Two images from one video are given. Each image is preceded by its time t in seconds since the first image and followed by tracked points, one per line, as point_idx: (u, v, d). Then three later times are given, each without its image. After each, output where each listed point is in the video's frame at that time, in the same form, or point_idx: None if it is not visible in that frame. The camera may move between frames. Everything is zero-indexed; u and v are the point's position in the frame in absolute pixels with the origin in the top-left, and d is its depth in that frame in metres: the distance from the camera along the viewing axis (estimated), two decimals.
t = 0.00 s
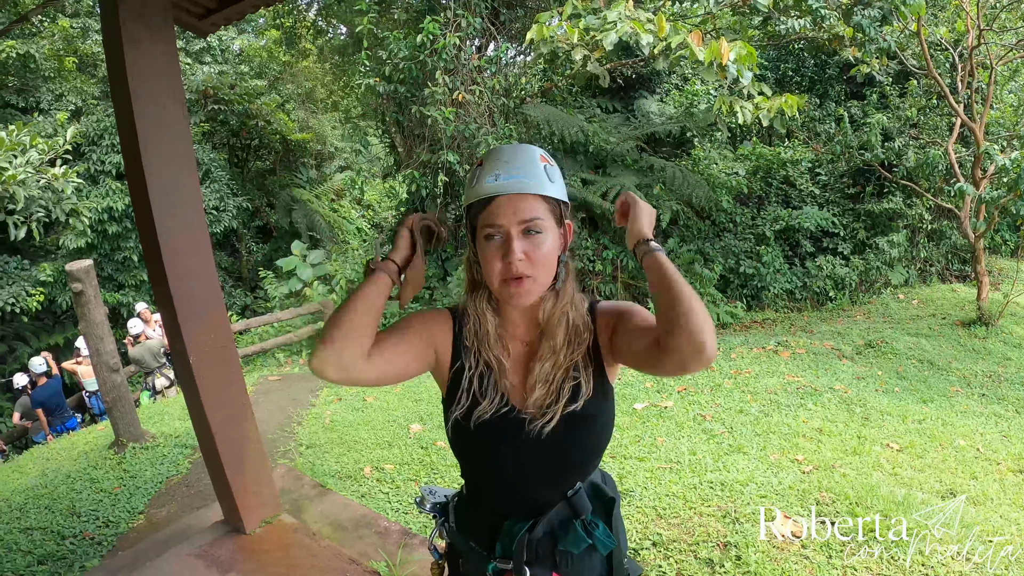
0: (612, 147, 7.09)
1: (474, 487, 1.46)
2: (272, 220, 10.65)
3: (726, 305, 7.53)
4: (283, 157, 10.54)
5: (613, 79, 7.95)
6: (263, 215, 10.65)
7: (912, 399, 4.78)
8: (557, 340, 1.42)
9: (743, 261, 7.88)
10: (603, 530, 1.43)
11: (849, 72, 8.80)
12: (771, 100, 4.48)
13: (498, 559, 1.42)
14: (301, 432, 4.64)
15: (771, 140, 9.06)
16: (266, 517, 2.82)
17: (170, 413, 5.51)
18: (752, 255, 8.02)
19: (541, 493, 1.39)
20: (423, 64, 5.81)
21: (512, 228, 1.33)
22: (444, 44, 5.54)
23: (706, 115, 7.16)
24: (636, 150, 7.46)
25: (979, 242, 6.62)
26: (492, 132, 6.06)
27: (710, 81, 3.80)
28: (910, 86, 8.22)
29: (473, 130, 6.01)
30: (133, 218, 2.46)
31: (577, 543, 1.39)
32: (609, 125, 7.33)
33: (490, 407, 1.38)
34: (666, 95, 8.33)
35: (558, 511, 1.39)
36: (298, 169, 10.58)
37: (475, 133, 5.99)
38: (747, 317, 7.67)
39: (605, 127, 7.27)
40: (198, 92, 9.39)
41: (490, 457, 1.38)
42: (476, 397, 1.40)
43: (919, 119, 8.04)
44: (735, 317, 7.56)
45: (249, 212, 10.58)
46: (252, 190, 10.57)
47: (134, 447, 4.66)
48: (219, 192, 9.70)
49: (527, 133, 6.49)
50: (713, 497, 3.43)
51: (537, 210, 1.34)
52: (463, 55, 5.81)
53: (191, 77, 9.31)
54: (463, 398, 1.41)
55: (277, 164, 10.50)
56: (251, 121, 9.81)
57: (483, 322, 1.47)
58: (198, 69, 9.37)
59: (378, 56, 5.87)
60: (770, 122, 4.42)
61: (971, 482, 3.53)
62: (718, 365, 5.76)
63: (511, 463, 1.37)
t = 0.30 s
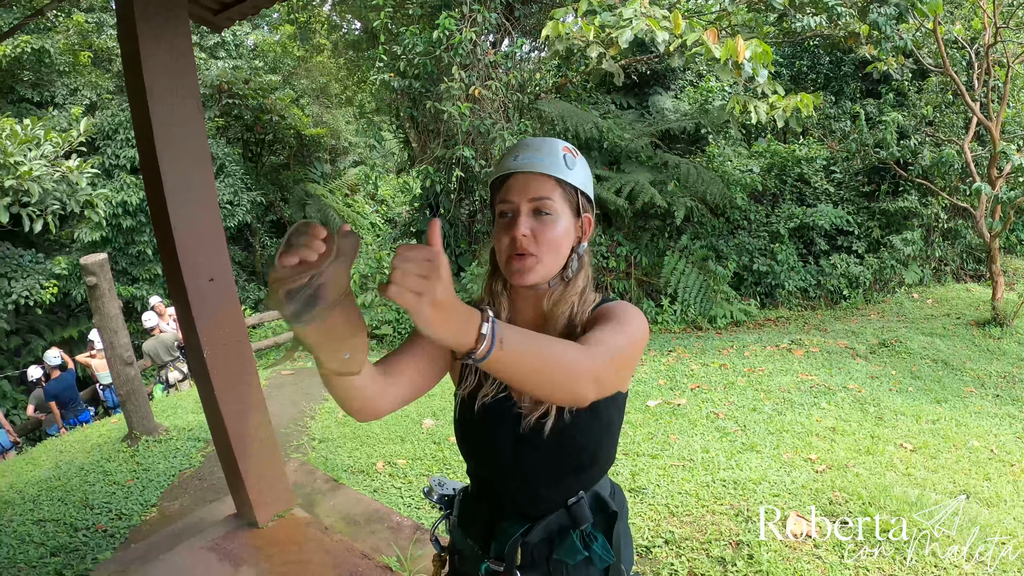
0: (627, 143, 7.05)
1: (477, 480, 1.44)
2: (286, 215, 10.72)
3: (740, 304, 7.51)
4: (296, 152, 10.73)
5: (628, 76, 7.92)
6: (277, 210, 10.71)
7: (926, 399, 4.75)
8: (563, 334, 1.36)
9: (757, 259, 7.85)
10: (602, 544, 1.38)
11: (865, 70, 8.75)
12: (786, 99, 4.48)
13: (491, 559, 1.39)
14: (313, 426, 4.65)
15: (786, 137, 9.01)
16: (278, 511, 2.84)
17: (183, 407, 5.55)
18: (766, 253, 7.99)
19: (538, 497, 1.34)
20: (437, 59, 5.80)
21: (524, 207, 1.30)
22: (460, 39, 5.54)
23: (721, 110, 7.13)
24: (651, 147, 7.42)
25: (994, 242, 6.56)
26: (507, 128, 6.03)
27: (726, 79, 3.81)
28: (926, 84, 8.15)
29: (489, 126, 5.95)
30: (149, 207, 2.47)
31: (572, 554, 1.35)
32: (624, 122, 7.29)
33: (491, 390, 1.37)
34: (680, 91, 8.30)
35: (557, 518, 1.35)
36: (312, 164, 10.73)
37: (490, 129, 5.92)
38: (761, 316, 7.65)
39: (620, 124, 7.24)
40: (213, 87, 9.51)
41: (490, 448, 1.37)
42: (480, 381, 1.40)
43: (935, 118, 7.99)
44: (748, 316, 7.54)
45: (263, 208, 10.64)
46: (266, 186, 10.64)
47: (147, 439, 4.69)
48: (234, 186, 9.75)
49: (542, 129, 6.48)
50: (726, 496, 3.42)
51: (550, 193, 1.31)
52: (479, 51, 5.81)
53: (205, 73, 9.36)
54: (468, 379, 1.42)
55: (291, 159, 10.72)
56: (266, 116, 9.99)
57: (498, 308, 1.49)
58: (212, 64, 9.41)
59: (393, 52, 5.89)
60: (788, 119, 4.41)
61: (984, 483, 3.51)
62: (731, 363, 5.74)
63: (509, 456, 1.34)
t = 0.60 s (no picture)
0: (638, 152, 7.02)
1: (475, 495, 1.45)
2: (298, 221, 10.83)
3: (750, 312, 7.49)
4: (307, 158, 10.92)
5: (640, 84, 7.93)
6: (289, 216, 10.82)
7: (938, 410, 4.72)
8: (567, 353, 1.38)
9: (768, 268, 7.84)
10: (592, 570, 1.38)
11: (877, 79, 8.75)
12: (799, 108, 4.51)
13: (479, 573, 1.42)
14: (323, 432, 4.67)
15: (798, 146, 9.09)
16: (289, 517, 2.82)
17: (193, 411, 5.57)
18: (777, 262, 7.96)
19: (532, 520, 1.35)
20: (451, 67, 5.86)
21: (529, 216, 1.32)
22: (474, 47, 5.58)
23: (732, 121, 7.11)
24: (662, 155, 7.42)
25: (1006, 252, 6.52)
26: (519, 136, 6.04)
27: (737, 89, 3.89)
28: (939, 93, 8.14)
29: (501, 134, 5.96)
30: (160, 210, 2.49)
31: None
32: (635, 130, 7.29)
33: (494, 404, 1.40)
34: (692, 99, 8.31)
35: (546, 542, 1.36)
36: (323, 170, 11.08)
37: (502, 137, 5.94)
38: (772, 325, 7.63)
39: (631, 131, 7.24)
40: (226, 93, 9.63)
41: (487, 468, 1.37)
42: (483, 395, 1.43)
43: (947, 127, 8.00)
44: (759, 325, 7.52)
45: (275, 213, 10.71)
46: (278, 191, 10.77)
47: (157, 443, 4.71)
48: (245, 192, 9.89)
49: (555, 138, 6.42)
50: (736, 506, 3.41)
51: (558, 202, 1.32)
52: (493, 59, 5.84)
53: (218, 78, 9.47)
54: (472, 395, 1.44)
55: (302, 165, 10.90)
56: (277, 122, 10.24)
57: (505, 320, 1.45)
58: (226, 70, 9.53)
59: (406, 59, 6.06)
60: (802, 130, 4.44)
61: (996, 496, 3.48)
62: (741, 372, 5.73)
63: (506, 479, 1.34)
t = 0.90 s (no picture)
0: (639, 155, 7.01)
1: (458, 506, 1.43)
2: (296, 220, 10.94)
3: (748, 317, 7.50)
4: (307, 158, 10.97)
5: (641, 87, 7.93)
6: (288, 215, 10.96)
7: (935, 416, 4.73)
8: (568, 369, 1.36)
9: (767, 273, 7.85)
10: None
11: (877, 84, 8.77)
12: (800, 114, 4.53)
13: None
14: (321, 432, 4.68)
15: (798, 151, 9.08)
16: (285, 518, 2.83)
17: (190, 410, 5.56)
18: (776, 267, 7.97)
19: (523, 528, 1.35)
20: (453, 68, 5.87)
21: (553, 227, 1.28)
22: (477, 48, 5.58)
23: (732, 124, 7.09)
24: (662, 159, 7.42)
25: (1005, 260, 6.53)
26: (520, 137, 6.03)
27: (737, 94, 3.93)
28: (939, 99, 8.16)
29: (502, 135, 5.95)
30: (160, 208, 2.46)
31: None
32: (636, 134, 7.30)
33: (480, 422, 1.34)
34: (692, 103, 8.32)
35: (534, 552, 1.36)
36: (323, 169, 11.13)
37: (503, 138, 5.92)
38: (770, 330, 7.64)
39: (632, 135, 7.23)
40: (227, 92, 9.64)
41: (479, 479, 1.35)
42: (468, 412, 1.37)
43: (947, 133, 8.02)
44: (757, 329, 7.53)
45: (274, 212, 10.72)
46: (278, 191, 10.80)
47: (153, 442, 4.71)
48: (245, 191, 9.89)
49: (555, 139, 6.36)
50: (733, 511, 3.41)
51: (576, 212, 1.31)
52: (495, 61, 5.85)
53: (219, 77, 9.47)
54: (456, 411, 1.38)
55: (302, 164, 10.94)
56: (277, 121, 10.17)
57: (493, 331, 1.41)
58: (227, 69, 9.53)
59: (408, 60, 6.06)
60: (801, 136, 4.46)
61: (992, 502, 3.49)
62: (739, 377, 5.73)
63: (498, 489, 1.34)
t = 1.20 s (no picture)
0: (639, 157, 7.00)
1: (456, 524, 1.48)
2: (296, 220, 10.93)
3: (747, 319, 7.50)
4: (307, 158, 10.96)
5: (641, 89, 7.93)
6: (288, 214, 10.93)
7: (934, 419, 4.73)
8: (563, 389, 1.44)
9: (766, 275, 7.85)
10: None
11: (878, 87, 8.77)
12: (800, 117, 4.54)
13: None
14: (319, 432, 4.68)
15: (798, 153, 9.07)
16: (283, 517, 2.85)
17: (188, 409, 5.56)
18: (776, 269, 7.97)
19: (529, 544, 1.42)
20: (454, 69, 5.88)
21: (530, 258, 1.29)
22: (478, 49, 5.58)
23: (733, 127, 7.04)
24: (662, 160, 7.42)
25: (1005, 263, 6.52)
26: (520, 138, 6.03)
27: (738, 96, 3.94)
28: (939, 102, 8.18)
29: (502, 136, 5.93)
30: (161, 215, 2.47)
31: None
32: (636, 135, 7.30)
33: (474, 451, 1.40)
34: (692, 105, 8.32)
35: (543, 562, 1.42)
36: (324, 170, 11.09)
37: (503, 139, 5.91)
38: (770, 332, 7.65)
39: (632, 137, 7.24)
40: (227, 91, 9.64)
41: (479, 503, 1.40)
42: (460, 440, 1.43)
43: (947, 136, 8.02)
44: (756, 332, 7.54)
45: (274, 212, 10.73)
46: (277, 190, 10.82)
47: (151, 441, 4.71)
48: (245, 190, 9.88)
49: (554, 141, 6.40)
50: (731, 513, 3.41)
51: (557, 242, 1.30)
52: (495, 61, 5.84)
53: (219, 76, 9.46)
54: (446, 438, 1.44)
55: (302, 164, 10.95)
56: (278, 120, 10.20)
57: (478, 354, 1.46)
58: (227, 67, 9.53)
59: (408, 60, 6.05)
60: (802, 139, 4.46)
61: (991, 506, 3.48)
62: (738, 379, 5.72)
63: (498, 511, 1.39)
